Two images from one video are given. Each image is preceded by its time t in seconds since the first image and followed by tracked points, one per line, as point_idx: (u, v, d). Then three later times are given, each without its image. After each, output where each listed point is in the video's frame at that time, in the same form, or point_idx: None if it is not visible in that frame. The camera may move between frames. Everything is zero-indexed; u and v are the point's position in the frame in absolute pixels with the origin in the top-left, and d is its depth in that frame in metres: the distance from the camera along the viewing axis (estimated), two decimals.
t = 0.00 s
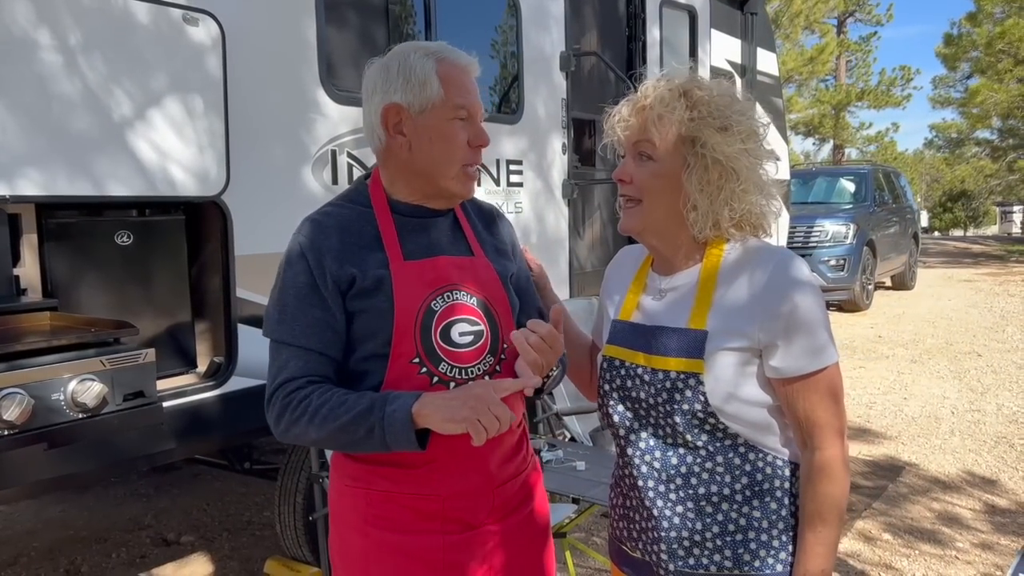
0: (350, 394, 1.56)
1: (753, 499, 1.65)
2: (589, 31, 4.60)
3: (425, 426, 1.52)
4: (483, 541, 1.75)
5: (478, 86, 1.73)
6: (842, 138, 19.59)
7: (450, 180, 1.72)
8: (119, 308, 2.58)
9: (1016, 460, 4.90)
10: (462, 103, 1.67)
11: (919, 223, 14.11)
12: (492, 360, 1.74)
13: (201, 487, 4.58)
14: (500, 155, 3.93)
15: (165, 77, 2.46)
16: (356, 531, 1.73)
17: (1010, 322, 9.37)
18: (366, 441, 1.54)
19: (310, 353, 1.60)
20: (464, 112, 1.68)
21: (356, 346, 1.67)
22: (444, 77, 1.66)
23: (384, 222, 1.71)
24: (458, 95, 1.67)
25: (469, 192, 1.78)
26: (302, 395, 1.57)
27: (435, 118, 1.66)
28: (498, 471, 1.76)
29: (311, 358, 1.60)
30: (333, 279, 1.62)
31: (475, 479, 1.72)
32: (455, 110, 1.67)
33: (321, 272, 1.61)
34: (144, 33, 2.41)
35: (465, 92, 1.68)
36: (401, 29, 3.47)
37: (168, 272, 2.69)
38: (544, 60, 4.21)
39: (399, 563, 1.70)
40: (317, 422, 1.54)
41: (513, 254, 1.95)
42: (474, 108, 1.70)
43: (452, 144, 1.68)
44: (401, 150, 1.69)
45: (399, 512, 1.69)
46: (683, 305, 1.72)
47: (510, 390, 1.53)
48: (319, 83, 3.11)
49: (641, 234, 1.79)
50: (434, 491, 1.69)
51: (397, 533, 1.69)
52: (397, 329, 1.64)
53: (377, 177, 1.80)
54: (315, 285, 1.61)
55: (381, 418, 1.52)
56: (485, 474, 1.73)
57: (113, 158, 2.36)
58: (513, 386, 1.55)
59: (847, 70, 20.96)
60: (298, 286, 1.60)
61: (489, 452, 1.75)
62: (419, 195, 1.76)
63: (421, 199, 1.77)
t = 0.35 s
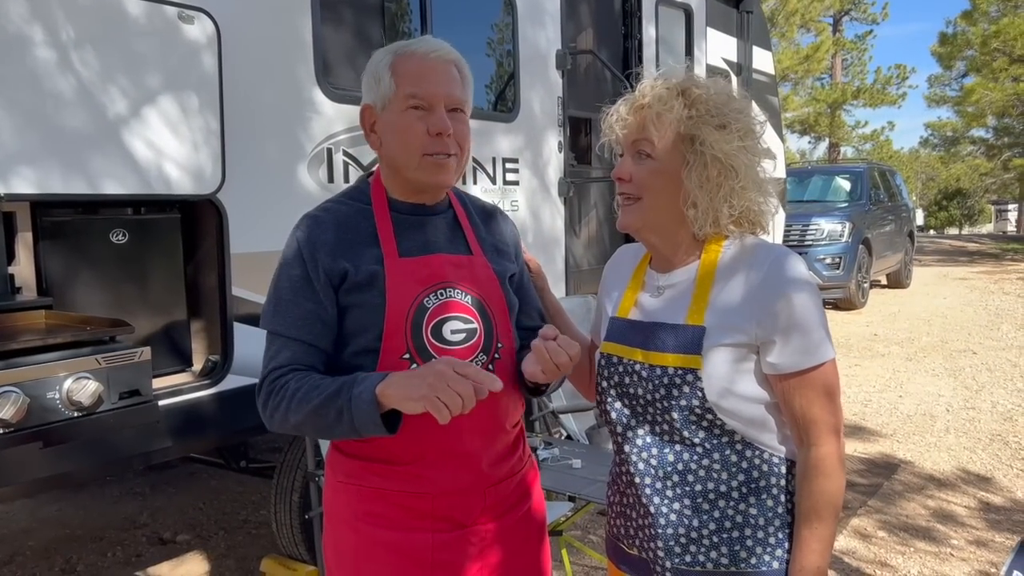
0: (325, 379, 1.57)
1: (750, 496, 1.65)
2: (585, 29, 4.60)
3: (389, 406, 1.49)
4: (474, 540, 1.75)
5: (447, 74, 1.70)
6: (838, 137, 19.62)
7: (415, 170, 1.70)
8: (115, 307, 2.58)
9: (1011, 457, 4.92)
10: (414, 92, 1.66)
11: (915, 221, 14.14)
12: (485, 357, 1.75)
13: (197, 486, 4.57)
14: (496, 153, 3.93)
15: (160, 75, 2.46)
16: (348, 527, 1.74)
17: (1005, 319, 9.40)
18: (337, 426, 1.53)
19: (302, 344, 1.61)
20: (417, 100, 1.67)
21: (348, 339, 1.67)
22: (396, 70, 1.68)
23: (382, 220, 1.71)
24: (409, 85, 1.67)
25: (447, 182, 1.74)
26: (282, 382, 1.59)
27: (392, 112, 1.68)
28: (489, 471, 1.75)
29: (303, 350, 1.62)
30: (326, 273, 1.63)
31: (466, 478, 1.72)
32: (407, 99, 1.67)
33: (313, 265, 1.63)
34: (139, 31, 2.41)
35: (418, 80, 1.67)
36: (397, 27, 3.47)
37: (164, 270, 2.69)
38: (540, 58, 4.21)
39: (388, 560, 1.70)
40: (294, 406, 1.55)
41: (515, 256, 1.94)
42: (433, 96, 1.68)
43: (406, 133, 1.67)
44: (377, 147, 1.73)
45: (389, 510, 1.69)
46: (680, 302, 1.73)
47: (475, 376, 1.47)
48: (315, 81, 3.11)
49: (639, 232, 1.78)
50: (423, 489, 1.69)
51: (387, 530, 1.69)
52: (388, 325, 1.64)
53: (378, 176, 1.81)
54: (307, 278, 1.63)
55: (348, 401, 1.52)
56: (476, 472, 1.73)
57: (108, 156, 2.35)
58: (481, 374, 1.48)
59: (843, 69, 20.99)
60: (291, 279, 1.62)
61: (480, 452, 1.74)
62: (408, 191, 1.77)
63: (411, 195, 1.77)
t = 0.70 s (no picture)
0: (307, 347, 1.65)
1: (750, 494, 1.65)
2: (580, 28, 4.60)
3: (360, 350, 1.54)
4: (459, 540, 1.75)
5: (437, 70, 1.69)
6: (833, 136, 19.66)
7: (401, 166, 1.71)
8: (110, 306, 2.57)
9: (1005, 455, 4.93)
10: (398, 89, 1.68)
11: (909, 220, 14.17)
12: (476, 358, 1.71)
13: (192, 486, 4.57)
14: (491, 152, 3.93)
15: (154, 73, 2.45)
16: (335, 518, 1.77)
17: (999, 318, 9.43)
18: (317, 385, 1.59)
19: (297, 330, 1.67)
20: (402, 97, 1.68)
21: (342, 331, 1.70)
22: (387, 69, 1.71)
23: (387, 218, 1.72)
24: (395, 83, 1.69)
25: (437, 178, 1.73)
26: (272, 357, 1.68)
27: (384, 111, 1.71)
28: (477, 474, 1.74)
29: (297, 335, 1.67)
30: (321, 264, 1.67)
31: (451, 479, 1.72)
32: (393, 97, 1.69)
33: (312, 255, 1.68)
34: (133, 30, 2.40)
35: (403, 78, 1.68)
36: (392, 25, 3.47)
37: (159, 268, 2.68)
38: (535, 57, 4.21)
39: (370, 555, 1.72)
40: (280, 375, 1.63)
41: (531, 259, 1.91)
42: (417, 93, 1.68)
43: (390, 130, 1.69)
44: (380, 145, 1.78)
45: (373, 504, 1.71)
46: (681, 300, 1.73)
47: (428, 292, 1.53)
48: (310, 80, 3.10)
49: (644, 232, 1.77)
50: (405, 487, 1.70)
51: (369, 524, 1.72)
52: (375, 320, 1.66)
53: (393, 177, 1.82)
54: (307, 268, 1.68)
55: (322, 356, 1.58)
56: (462, 474, 1.72)
57: (102, 156, 2.35)
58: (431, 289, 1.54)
59: (837, 68, 21.03)
60: (292, 268, 1.68)
61: (469, 455, 1.73)
62: (408, 188, 1.77)
63: (413, 191, 1.77)
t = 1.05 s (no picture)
0: (321, 358, 1.63)
1: (750, 493, 1.65)
2: (573, 29, 4.61)
3: (380, 376, 1.53)
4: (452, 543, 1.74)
5: (444, 68, 1.69)
6: (825, 136, 19.73)
7: (404, 164, 1.71)
8: (101, 308, 2.56)
9: (997, 454, 4.95)
10: (404, 85, 1.69)
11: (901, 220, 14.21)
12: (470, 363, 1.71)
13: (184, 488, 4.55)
14: (485, 153, 3.93)
15: (146, 74, 2.44)
16: (330, 517, 1.78)
17: (990, 317, 9.47)
18: (331, 402, 1.59)
19: (300, 330, 1.67)
20: (408, 93, 1.69)
21: (342, 329, 1.70)
22: (394, 65, 1.72)
23: (389, 217, 1.72)
24: (401, 78, 1.70)
25: (440, 177, 1.72)
26: (279, 360, 1.65)
27: (391, 107, 1.72)
28: (468, 478, 1.73)
29: (300, 335, 1.67)
30: (323, 262, 1.67)
31: (445, 481, 1.71)
32: (400, 94, 1.70)
33: (316, 253, 1.67)
34: (124, 31, 2.39)
35: (410, 74, 1.69)
36: (385, 27, 3.46)
37: (151, 269, 2.67)
38: (528, 58, 4.21)
39: (363, 555, 1.72)
40: (291, 383, 1.61)
41: (534, 262, 1.90)
42: (423, 90, 1.68)
43: (395, 126, 1.69)
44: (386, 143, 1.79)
45: (366, 504, 1.71)
46: (679, 300, 1.73)
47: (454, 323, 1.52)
48: (302, 82, 3.10)
49: (649, 234, 1.77)
50: (397, 488, 1.69)
51: (362, 524, 1.71)
52: (373, 321, 1.65)
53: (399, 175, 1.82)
54: (310, 266, 1.68)
55: (341, 375, 1.57)
56: (454, 477, 1.71)
57: (93, 157, 2.34)
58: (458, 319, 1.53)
59: (830, 69, 21.10)
60: (296, 267, 1.68)
61: (462, 457, 1.72)
62: (412, 187, 1.77)
63: (416, 191, 1.77)
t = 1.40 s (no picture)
0: (329, 386, 1.58)
1: (748, 493, 1.65)
2: (567, 31, 4.60)
3: (393, 422, 1.52)
4: (455, 546, 1.74)
5: (441, 73, 1.69)
6: (819, 137, 19.77)
7: (405, 169, 1.70)
8: (92, 311, 2.54)
9: (991, 456, 4.95)
10: (406, 89, 1.66)
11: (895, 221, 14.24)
12: (471, 363, 1.72)
13: (178, 491, 4.53)
14: (479, 155, 3.92)
15: (137, 76, 2.43)
16: (328, 530, 1.74)
17: (984, 318, 9.48)
18: (337, 434, 1.55)
19: (294, 342, 1.63)
20: (409, 97, 1.67)
21: (337, 338, 1.67)
22: (389, 67, 1.68)
23: (374, 223, 1.70)
24: (401, 81, 1.66)
25: (438, 182, 1.73)
26: (281, 383, 1.60)
27: (386, 109, 1.68)
28: (470, 478, 1.74)
29: (295, 347, 1.62)
30: (315, 271, 1.63)
31: (446, 483, 1.71)
32: (399, 97, 1.67)
33: (306, 262, 1.64)
34: (116, 32, 2.38)
35: (411, 77, 1.66)
36: (379, 28, 3.45)
37: (144, 272, 2.65)
38: (522, 60, 4.20)
39: (367, 564, 1.70)
40: (294, 411, 1.56)
41: (516, 262, 1.91)
42: (424, 95, 1.67)
43: (396, 131, 1.66)
44: (372, 145, 1.74)
45: (369, 513, 1.68)
46: (676, 301, 1.73)
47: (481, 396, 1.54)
48: (295, 83, 3.08)
49: (649, 237, 1.76)
50: (403, 494, 1.68)
51: (366, 534, 1.69)
52: (372, 327, 1.63)
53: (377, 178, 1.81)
54: (300, 275, 1.64)
55: (351, 411, 1.53)
56: (457, 478, 1.72)
57: (85, 159, 2.32)
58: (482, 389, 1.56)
59: (824, 70, 21.14)
60: (285, 277, 1.64)
61: (463, 457, 1.73)
62: (400, 191, 1.76)
63: (405, 195, 1.77)
